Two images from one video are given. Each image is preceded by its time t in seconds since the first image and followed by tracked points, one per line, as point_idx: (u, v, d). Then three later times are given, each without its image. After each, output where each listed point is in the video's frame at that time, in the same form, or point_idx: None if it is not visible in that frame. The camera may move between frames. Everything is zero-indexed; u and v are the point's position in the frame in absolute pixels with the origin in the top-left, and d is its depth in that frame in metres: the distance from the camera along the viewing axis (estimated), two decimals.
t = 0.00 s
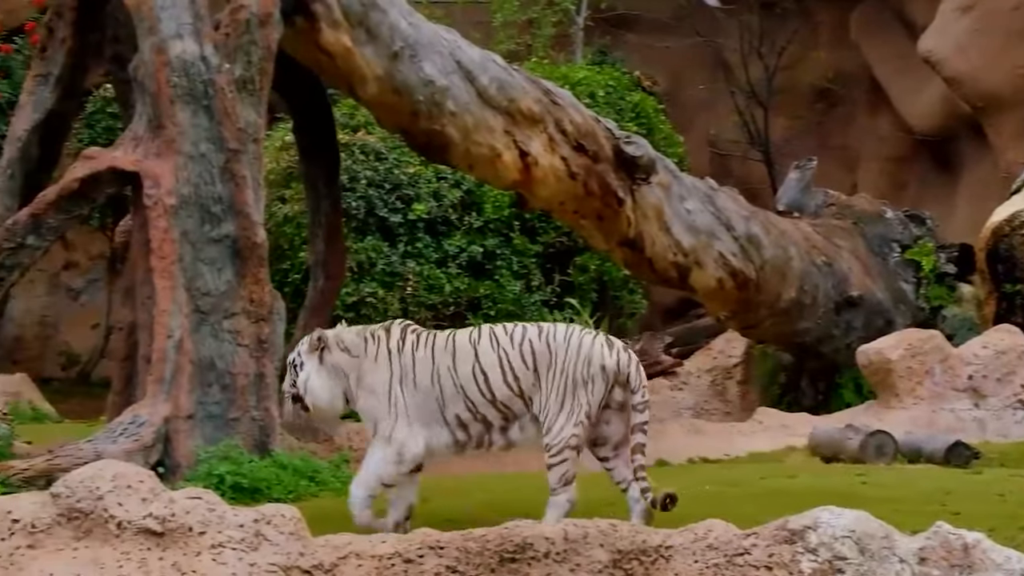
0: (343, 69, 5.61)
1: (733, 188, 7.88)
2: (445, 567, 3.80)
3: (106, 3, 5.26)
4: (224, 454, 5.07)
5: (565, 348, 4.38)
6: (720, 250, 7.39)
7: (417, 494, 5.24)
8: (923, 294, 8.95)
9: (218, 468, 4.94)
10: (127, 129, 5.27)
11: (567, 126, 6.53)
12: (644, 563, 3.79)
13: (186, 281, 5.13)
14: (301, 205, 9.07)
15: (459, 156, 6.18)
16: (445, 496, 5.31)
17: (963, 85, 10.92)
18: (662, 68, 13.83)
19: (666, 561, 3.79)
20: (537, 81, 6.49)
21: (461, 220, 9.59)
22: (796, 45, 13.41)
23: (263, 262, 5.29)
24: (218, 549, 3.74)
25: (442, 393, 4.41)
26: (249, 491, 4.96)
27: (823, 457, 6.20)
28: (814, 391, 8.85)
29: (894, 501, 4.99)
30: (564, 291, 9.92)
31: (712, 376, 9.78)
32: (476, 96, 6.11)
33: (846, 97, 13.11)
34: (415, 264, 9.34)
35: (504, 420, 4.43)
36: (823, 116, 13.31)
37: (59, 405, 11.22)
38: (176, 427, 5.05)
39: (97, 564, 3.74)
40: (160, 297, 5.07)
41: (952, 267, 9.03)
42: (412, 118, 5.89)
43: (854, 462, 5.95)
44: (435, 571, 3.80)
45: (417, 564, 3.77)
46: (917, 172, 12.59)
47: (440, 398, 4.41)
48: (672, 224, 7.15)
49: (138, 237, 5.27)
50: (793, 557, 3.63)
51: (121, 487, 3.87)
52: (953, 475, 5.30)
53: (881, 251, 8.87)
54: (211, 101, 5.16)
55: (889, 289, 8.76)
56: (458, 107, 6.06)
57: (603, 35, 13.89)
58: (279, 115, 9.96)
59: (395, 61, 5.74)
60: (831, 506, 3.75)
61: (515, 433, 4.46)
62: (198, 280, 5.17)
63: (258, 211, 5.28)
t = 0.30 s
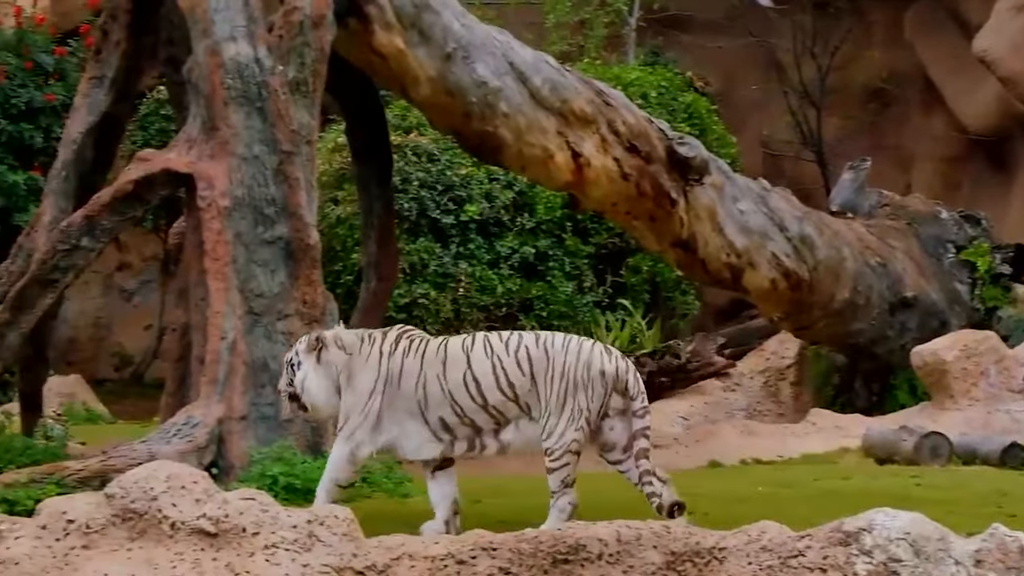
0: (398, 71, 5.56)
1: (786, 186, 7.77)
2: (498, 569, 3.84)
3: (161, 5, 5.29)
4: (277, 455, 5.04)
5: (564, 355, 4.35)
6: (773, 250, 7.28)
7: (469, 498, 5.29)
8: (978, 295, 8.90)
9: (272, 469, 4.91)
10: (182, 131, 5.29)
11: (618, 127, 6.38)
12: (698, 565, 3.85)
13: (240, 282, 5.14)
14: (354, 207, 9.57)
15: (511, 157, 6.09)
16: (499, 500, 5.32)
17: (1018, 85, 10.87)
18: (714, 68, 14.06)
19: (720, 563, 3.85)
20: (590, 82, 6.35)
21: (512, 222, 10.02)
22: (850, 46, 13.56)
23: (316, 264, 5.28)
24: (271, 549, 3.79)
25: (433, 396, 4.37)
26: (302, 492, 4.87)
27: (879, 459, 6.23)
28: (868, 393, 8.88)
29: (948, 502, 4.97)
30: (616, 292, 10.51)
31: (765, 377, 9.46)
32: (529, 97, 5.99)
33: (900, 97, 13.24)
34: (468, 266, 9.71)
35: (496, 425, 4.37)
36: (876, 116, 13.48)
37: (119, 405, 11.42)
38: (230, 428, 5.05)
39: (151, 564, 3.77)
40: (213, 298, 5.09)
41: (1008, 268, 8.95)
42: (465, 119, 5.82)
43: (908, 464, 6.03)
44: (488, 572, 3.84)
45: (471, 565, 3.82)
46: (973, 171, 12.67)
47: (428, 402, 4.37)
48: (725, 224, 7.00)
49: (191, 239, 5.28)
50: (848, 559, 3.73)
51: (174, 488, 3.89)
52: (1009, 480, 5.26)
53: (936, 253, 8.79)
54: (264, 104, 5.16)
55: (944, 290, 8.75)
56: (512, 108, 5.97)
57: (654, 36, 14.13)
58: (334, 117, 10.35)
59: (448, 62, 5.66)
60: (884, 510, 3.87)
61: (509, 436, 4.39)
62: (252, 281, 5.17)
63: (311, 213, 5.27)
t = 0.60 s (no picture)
0: (441, 72, 5.55)
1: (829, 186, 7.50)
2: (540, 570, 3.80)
3: (206, 7, 5.30)
4: (321, 456, 5.09)
5: (554, 351, 4.41)
6: (817, 252, 7.02)
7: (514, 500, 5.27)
8: None
9: (315, 470, 4.96)
10: (226, 132, 5.32)
11: (662, 129, 6.19)
12: (742, 567, 3.80)
13: (284, 283, 5.14)
14: (397, 208, 9.50)
15: (554, 157, 5.99)
16: (542, 500, 5.29)
17: None
18: (758, 68, 13.89)
19: (764, 565, 3.81)
20: (634, 82, 6.18)
21: (555, 223, 10.00)
22: (893, 46, 13.32)
23: (360, 265, 5.26)
24: (315, 550, 3.78)
25: (425, 394, 4.46)
26: (344, 493, 4.95)
27: (923, 460, 6.19)
28: (912, 395, 8.78)
29: (995, 505, 4.94)
30: (659, 293, 10.41)
31: (810, 379, 9.28)
32: (572, 98, 5.89)
33: (944, 96, 12.92)
34: (511, 266, 9.73)
35: (486, 423, 4.45)
36: (921, 116, 13.18)
37: (161, 407, 11.45)
38: (273, 429, 5.07)
39: (195, 565, 3.78)
40: (257, 299, 5.09)
41: None
42: (508, 120, 5.76)
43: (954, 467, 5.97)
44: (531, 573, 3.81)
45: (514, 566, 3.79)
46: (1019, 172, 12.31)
47: (419, 400, 4.46)
48: (771, 226, 6.75)
49: (236, 240, 5.29)
50: (893, 561, 3.70)
51: (218, 488, 3.89)
52: None
53: (982, 254, 8.49)
54: (308, 105, 5.16)
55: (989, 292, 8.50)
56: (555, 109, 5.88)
57: (698, 37, 14.05)
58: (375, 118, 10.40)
59: (492, 63, 5.62)
60: (930, 512, 3.83)
61: (494, 438, 4.47)
62: (295, 282, 5.17)
63: (356, 214, 5.26)
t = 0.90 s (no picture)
0: (491, 74, 5.54)
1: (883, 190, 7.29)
2: (593, 572, 3.94)
3: (256, 10, 5.31)
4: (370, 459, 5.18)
5: (558, 359, 4.36)
6: (867, 253, 6.83)
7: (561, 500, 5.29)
8: None
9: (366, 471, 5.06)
10: (278, 134, 5.33)
11: (712, 130, 6.07)
12: (793, 569, 3.91)
13: (334, 284, 5.11)
14: (447, 210, 9.81)
15: (604, 159, 5.91)
16: (590, 505, 5.26)
17: None
18: (808, 69, 13.99)
19: (816, 567, 3.89)
20: (683, 83, 6.06)
21: (605, 224, 10.12)
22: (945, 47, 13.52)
23: (410, 267, 5.23)
24: (365, 551, 3.88)
25: (433, 395, 4.42)
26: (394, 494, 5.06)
27: (975, 463, 6.16)
28: (964, 395, 8.75)
29: None
30: (709, 294, 10.46)
31: (860, 381, 9.29)
32: (622, 100, 5.81)
33: (997, 97, 13.05)
34: (560, 268, 9.87)
35: (494, 423, 4.43)
36: (972, 117, 13.32)
37: (210, 408, 11.58)
38: (323, 431, 5.12)
39: (246, 566, 3.92)
40: (307, 301, 5.09)
41: None
42: (558, 121, 5.71)
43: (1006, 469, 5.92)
44: (581, 575, 3.94)
45: (564, 567, 3.93)
46: None
47: (430, 400, 4.42)
48: (820, 228, 6.59)
49: (286, 241, 5.30)
50: (946, 565, 3.75)
51: (269, 490, 4.01)
52: None
53: None
54: (358, 107, 5.15)
55: None
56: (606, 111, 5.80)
57: (746, 37, 14.27)
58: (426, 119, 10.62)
59: (542, 64, 5.57)
60: (986, 514, 3.87)
61: (502, 436, 4.44)
62: (345, 283, 5.13)
63: (405, 215, 5.23)
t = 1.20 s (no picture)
0: (536, 76, 5.54)
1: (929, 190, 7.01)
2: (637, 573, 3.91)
3: (302, 12, 5.35)
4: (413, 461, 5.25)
5: (547, 355, 4.30)
6: (915, 254, 6.59)
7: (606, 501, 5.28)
8: None
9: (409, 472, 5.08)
10: (323, 136, 5.33)
11: (758, 131, 5.99)
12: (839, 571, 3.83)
13: (379, 286, 5.03)
14: (490, 212, 10.18)
15: (649, 161, 5.87)
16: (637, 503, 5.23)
17: None
18: (853, 70, 14.42)
19: (861, 570, 3.81)
20: (729, 85, 6.00)
21: (649, 226, 10.36)
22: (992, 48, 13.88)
23: (454, 268, 5.15)
24: (409, 553, 3.91)
25: (431, 401, 4.34)
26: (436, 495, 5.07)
27: None
28: (1010, 399, 8.67)
29: None
30: (754, 296, 10.64)
31: (906, 383, 9.56)
32: (668, 101, 5.75)
33: None
34: (604, 269, 10.13)
35: (491, 424, 4.39)
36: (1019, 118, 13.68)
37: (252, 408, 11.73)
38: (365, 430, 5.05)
39: (291, 567, 3.98)
40: (352, 302, 5.01)
41: None
42: (603, 123, 5.68)
43: None
44: None
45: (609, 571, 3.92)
46: None
47: (427, 407, 4.33)
48: (867, 229, 6.39)
49: (331, 242, 5.31)
50: (994, 567, 3.63)
51: (314, 491, 4.06)
52: None
53: None
54: (403, 108, 5.14)
55: None
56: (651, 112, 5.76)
57: (792, 37, 14.77)
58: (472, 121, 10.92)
59: (588, 66, 5.57)
60: None
61: (499, 439, 4.42)
62: (390, 285, 5.05)
63: (449, 217, 5.17)
